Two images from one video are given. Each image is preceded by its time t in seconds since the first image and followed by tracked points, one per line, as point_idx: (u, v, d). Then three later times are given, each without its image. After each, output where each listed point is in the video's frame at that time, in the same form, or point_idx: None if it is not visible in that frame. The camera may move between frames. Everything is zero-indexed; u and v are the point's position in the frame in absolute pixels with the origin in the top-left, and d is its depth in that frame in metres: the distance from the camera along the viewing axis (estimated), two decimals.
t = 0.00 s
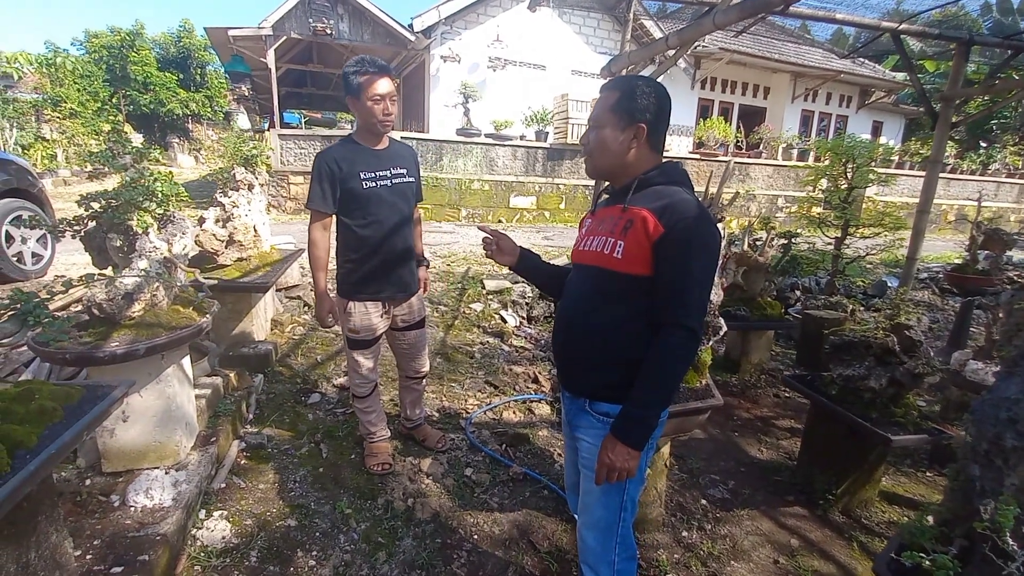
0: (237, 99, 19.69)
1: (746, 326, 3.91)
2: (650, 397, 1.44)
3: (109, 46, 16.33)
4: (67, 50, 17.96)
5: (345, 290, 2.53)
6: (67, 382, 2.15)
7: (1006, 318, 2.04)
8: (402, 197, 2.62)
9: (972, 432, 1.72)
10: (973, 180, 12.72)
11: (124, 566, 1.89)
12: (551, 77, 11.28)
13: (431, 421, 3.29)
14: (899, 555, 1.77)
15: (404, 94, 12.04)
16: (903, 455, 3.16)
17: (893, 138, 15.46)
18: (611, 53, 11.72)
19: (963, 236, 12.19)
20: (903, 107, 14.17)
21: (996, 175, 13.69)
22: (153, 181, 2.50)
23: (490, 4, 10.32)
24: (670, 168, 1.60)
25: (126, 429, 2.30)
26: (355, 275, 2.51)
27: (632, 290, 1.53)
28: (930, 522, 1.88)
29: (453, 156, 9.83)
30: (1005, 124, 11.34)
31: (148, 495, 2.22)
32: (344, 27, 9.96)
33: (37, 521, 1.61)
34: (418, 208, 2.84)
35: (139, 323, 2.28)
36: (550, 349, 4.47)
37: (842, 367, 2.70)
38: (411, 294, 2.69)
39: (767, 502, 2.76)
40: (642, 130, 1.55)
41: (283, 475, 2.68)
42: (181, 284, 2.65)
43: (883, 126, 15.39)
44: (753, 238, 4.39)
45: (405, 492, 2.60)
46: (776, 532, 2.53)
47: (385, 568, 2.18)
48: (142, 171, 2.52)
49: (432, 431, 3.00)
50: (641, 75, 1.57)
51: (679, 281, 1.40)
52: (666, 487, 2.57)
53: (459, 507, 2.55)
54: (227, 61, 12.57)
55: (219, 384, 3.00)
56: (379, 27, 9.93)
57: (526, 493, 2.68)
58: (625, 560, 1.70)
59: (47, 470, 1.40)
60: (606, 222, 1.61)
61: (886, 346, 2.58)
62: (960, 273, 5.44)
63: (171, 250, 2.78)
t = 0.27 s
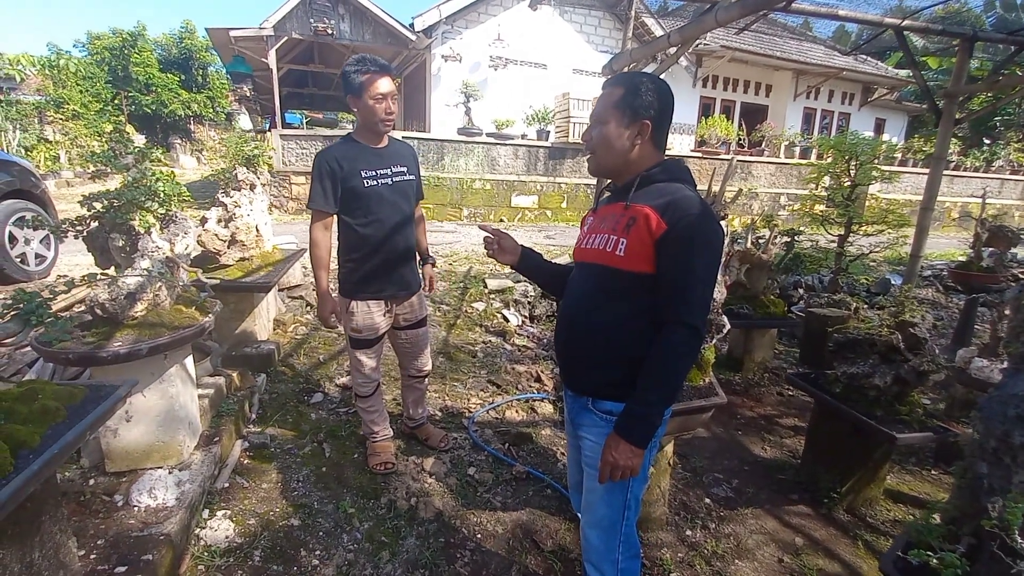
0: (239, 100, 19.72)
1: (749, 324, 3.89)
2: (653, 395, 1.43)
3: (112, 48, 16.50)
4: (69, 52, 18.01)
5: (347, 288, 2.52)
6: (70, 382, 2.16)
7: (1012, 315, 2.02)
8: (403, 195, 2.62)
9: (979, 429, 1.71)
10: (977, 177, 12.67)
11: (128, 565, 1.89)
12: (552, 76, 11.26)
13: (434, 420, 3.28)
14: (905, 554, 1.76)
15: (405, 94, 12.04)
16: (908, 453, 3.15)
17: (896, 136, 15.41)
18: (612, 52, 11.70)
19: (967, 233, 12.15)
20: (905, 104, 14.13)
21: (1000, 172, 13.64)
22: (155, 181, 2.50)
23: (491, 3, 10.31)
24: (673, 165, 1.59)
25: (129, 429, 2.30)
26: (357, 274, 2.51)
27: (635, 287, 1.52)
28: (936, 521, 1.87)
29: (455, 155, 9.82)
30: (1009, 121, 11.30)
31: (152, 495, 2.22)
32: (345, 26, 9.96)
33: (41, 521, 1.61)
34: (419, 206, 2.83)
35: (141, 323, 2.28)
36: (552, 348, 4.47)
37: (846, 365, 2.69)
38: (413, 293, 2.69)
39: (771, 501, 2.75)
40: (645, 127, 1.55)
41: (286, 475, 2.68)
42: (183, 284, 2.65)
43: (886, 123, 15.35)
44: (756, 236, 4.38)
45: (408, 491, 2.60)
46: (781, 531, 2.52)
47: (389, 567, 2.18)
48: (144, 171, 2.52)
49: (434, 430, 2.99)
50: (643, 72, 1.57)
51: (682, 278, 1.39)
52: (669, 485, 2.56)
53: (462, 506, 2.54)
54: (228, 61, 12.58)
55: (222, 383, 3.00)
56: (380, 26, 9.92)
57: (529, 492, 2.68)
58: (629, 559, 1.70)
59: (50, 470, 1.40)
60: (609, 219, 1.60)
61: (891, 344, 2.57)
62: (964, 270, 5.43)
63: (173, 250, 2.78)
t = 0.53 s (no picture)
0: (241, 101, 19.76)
1: (752, 323, 3.89)
2: (655, 394, 1.42)
3: (115, 51, 16.56)
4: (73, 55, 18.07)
5: (349, 288, 2.53)
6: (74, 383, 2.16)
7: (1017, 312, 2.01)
8: (404, 195, 2.62)
9: (985, 428, 1.70)
10: (981, 175, 12.62)
11: (132, 566, 1.90)
12: (554, 75, 11.25)
13: (437, 420, 3.29)
14: (911, 553, 1.76)
15: (407, 94, 12.04)
16: (912, 452, 3.14)
17: (899, 133, 15.36)
18: (614, 50, 11.69)
19: (971, 231, 12.10)
20: (908, 102, 14.08)
21: (1004, 169, 13.58)
22: (158, 182, 2.52)
23: (492, 2, 10.31)
24: (674, 164, 1.58)
25: (134, 429, 2.31)
26: (359, 274, 2.50)
27: (636, 286, 1.52)
28: (941, 520, 1.87)
29: (456, 155, 9.83)
30: (1013, 118, 11.25)
31: (156, 495, 2.23)
32: (346, 27, 9.95)
33: (45, 522, 1.61)
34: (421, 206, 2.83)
35: (144, 324, 2.29)
36: (554, 348, 4.46)
37: (850, 363, 2.68)
38: (414, 292, 2.68)
39: (775, 500, 2.75)
40: (647, 125, 1.54)
41: (289, 475, 2.69)
42: (186, 285, 2.65)
43: (889, 121, 15.29)
44: (758, 234, 4.36)
45: (412, 491, 2.60)
46: (785, 530, 2.52)
47: (392, 567, 2.18)
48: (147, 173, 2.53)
49: (437, 430, 2.99)
50: (646, 70, 1.56)
51: (684, 277, 1.39)
52: (673, 485, 2.56)
53: (465, 506, 2.54)
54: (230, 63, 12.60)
55: (226, 384, 3.01)
56: (382, 26, 9.93)
57: (532, 492, 2.67)
58: (632, 559, 1.69)
59: (54, 471, 1.40)
60: (611, 218, 1.59)
61: (895, 342, 2.56)
62: (968, 268, 5.42)
63: (176, 251, 2.78)
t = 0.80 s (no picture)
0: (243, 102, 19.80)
1: (755, 321, 3.87)
2: (658, 391, 1.42)
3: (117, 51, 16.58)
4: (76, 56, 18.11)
5: (350, 287, 2.51)
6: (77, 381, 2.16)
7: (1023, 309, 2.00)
8: (406, 193, 2.55)
9: (992, 425, 1.69)
10: (984, 172, 12.58)
11: (135, 564, 1.89)
12: (555, 74, 11.24)
13: (439, 419, 3.28)
14: (916, 551, 1.75)
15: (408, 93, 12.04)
16: (916, 450, 3.13)
17: (902, 131, 15.33)
18: (615, 49, 11.68)
19: (974, 229, 12.07)
20: (911, 99, 14.05)
21: (1007, 166, 13.55)
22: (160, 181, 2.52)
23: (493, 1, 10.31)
24: (677, 160, 1.58)
25: (136, 428, 2.31)
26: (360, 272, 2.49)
27: (639, 283, 1.51)
28: (947, 518, 1.86)
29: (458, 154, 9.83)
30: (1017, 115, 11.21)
31: (158, 494, 2.23)
32: (347, 27, 10.04)
33: (48, 519, 1.61)
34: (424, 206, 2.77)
35: (147, 322, 2.29)
36: (556, 346, 4.46)
37: (854, 361, 2.67)
38: (416, 290, 2.68)
39: (778, 499, 2.74)
40: (650, 121, 1.54)
41: (291, 473, 2.69)
42: (187, 284, 2.66)
43: (891, 119, 15.26)
44: (761, 232, 4.35)
45: (414, 490, 2.59)
46: (788, 529, 2.51)
47: (395, 565, 2.18)
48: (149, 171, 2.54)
49: (440, 429, 2.99)
50: (647, 66, 1.56)
51: (686, 273, 1.38)
52: (675, 484, 2.54)
53: (468, 504, 2.54)
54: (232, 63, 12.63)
55: (228, 383, 3.01)
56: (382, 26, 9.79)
57: (535, 490, 2.67)
58: (635, 557, 1.69)
59: (56, 469, 1.40)
60: (613, 215, 1.59)
61: (899, 340, 2.55)
62: (972, 266, 5.40)
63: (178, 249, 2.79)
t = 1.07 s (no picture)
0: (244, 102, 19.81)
1: (757, 320, 3.87)
2: (660, 390, 1.41)
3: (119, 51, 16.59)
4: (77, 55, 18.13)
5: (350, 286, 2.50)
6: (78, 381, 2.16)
7: None
8: (405, 190, 2.53)
9: (998, 424, 1.68)
10: (987, 171, 12.56)
11: (137, 563, 1.89)
12: (556, 73, 11.23)
13: (441, 418, 3.28)
14: (922, 551, 1.75)
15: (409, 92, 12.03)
16: (920, 450, 3.11)
17: (904, 130, 15.30)
18: (617, 48, 11.66)
19: (977, 228, 12.04)
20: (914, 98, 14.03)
21: (1010, 166, 13.52)
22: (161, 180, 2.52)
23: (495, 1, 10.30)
24: (680, 158, 1.57)
25: (138, 427, 2.31)
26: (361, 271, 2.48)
27: (642, 281, 1.51)
28: (953, 518, 1.85)
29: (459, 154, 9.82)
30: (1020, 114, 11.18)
31: (160, 493, 2.23)
32: (348, 27, 10.04)
33: (50, 518, 1.61)
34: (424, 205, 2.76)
35: (148, 321, 2.29)
36: (558, 346, 4.45)
37: (857, 360, 2.66)
38: (417, 289, 2.67)
39: (781, 499, 2.73)
40: (652, 119, 1.53)
41: (293, 472, 2.68)
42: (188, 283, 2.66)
43: (894, 118, 15.22)
44: (763, 231, 4.33)
45: (416, 489, 2.59)
46: (791, 528, 2.50)
47: (397, 565, 2.17)
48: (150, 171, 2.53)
49: (441, 428, 2.99)
50: (650, 64, 1.55)
51: (689, 271, 1.37)
52: (677, 483, 2.53)
53: (470, 504, 2.53)
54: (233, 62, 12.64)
55: (229, 382, 3.00)
56: (383, 25, 9.80)
57: (537, 490, 2.66)
58: (637, 557, 1.68)
59: (58, 468, 1.40)
60: (615, 214, 1.58)
61: (902, 339, 2.55)
62: (976, 265, 5.35)
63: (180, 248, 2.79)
